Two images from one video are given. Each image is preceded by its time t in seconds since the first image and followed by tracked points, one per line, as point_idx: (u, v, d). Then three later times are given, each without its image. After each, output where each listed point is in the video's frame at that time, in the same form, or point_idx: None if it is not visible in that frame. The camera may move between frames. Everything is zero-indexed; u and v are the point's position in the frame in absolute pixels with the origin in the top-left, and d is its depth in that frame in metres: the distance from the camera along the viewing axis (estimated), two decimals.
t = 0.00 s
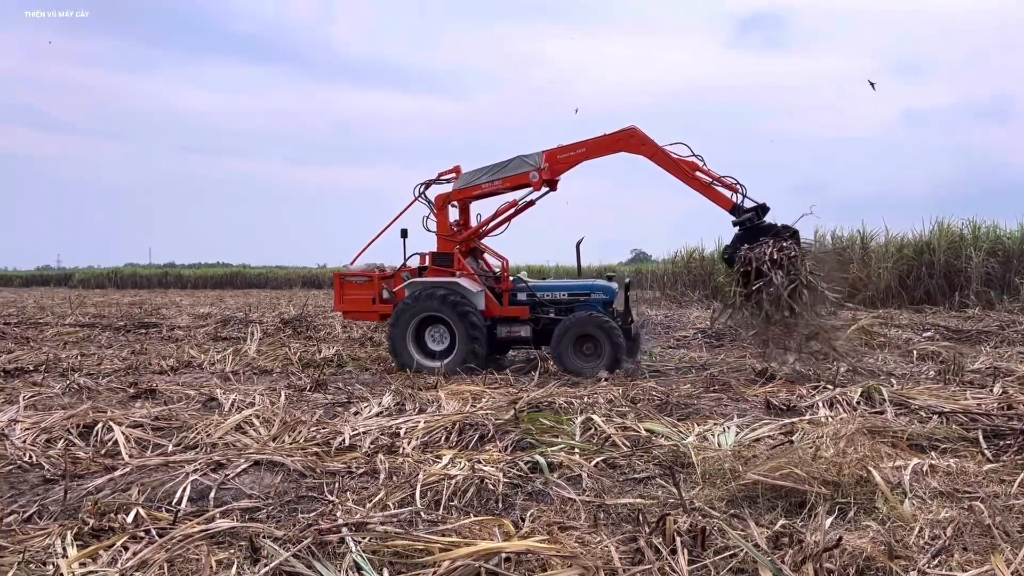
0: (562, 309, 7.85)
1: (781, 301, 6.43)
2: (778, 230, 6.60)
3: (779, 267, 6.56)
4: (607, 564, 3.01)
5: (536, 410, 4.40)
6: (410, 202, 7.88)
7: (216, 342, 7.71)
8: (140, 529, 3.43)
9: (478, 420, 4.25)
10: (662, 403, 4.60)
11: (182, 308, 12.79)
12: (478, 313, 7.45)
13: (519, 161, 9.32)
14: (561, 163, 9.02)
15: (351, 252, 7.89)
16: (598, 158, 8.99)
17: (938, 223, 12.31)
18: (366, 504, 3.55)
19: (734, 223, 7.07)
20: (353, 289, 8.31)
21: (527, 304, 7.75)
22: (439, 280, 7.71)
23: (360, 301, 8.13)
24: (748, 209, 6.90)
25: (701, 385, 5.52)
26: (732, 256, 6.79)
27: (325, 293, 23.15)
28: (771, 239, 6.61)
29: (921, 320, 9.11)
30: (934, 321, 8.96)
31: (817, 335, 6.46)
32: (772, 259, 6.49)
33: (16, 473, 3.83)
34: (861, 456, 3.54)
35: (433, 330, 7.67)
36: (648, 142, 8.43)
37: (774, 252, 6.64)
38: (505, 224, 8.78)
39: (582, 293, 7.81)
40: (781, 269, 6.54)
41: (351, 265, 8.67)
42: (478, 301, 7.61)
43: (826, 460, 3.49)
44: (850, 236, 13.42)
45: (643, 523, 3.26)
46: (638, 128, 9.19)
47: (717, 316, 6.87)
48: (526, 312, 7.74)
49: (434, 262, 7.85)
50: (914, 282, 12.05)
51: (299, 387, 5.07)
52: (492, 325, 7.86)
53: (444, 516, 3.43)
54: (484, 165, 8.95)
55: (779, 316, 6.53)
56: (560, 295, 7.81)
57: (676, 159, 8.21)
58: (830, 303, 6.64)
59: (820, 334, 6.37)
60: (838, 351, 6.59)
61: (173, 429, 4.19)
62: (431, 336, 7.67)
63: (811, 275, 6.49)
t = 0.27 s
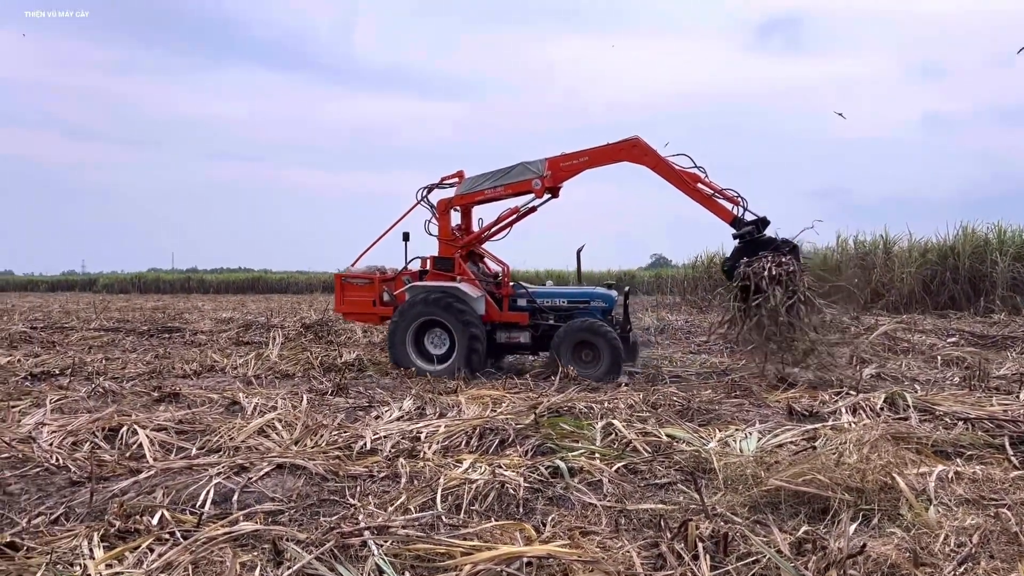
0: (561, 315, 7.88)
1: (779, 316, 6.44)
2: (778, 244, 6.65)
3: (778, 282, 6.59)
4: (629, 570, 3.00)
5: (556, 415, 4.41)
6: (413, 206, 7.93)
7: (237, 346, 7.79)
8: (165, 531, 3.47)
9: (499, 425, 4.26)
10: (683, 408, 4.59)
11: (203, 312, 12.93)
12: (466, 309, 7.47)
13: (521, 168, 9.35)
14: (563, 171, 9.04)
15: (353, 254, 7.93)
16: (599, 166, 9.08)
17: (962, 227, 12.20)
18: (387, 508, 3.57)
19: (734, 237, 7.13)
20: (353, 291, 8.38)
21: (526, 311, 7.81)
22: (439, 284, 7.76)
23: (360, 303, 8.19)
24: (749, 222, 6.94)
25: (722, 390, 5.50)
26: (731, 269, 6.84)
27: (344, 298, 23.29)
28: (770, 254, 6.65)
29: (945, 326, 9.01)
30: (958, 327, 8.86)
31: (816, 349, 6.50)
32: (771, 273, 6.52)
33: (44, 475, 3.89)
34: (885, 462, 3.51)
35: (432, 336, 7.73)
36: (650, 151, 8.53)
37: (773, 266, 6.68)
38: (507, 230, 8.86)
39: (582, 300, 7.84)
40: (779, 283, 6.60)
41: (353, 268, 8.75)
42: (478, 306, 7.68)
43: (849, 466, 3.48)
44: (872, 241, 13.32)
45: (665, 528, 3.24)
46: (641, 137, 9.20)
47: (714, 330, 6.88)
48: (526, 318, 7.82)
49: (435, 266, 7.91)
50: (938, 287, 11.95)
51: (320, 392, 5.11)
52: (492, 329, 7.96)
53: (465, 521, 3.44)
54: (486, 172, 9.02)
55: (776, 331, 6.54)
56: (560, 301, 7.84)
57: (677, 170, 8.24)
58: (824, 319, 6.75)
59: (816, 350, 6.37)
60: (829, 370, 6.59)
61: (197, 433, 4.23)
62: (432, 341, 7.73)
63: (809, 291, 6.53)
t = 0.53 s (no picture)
0: (562, 320, 7.92)
1: (781, 321, 6.52)
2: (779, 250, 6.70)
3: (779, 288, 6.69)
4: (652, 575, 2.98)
5: (577, 420, 4.41)
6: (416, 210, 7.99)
7: (257, 350, 7.86)
8: (189, 533, 3.50)
9: (520, 429, 4.27)
10: (706, 414, 4.58)
11: (224, 317, 13.07)
12: (458, 304, 7.59)
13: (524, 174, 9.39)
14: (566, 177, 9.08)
15: (355, 258, 7.98)
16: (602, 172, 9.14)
17: (988, 231, 12.07)
18: (409, 512, 3.58)
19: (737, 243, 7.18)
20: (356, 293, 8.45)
21: (527, 315, 7.85)
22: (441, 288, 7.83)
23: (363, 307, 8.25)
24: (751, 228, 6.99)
25: (745, 395, 5.47)
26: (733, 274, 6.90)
27: (363, 303, 23.42)
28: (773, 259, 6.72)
29: (971, 331, 8.90)
30: (984, 332, 8.74)
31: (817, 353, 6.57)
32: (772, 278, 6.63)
33: (70, 477, 3.94)
34: (911, 469, 3.48)
35: (434, 340, 7.77)
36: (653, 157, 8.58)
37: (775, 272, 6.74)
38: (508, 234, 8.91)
39: (584, 304, 7.85)
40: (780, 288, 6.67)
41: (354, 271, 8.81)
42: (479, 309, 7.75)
43: (875, 473, 3.44)
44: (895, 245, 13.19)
45: (688, 534, 3.22)
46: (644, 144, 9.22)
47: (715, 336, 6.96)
48: (527, 322, 7.85)
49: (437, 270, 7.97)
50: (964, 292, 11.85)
51: (342, 396, 5.14)
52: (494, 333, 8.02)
53: (487, 525, 3.43)
54: (490, 176, 9.08)
55: (776, 337, 6.61)
56: (561, 306, 7.87)
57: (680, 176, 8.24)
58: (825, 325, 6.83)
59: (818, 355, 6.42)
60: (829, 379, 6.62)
61: (221, 436, 4.27)
62: (434, 344, 7.77)
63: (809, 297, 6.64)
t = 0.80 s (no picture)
0: (565, 323, 8.08)
1: (785, 323, 6.53)
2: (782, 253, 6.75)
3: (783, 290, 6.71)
4: None
5: (600, 424, 4.41)
6: (422, 213, 8.09)
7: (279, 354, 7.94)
8: (216, 536, 3.53)
9: (543, 434, 4.27)
10: (730, 419, 4.57)
11: (246, 320, 13.20)
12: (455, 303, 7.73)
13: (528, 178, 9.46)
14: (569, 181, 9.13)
15: (361, 262, 8.07)
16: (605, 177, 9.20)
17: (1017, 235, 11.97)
18: (433, 515, 3.59)
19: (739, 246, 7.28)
20: (361, 295, 8.54)
21: (531, 317, 7.98)
22: (446, 290, 7.94)
23: (368, 309, 8.35)
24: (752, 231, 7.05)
25: (769, 401, 5.44)
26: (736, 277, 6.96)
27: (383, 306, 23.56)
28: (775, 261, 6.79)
29: (998, 335, 8.78)
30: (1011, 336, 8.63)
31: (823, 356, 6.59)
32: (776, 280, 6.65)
33: (98, 479, 3.99)
34: (940, 475, 3.44)
35: (438, 343, 7.83)
36: (657, 162, 8.63)
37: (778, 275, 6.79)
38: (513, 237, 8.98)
39: (587, 308, 7.99)
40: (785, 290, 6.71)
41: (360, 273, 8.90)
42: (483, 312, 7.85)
43: (903, 479, 3.41)
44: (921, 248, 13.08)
45: (714, 541, 3.20)
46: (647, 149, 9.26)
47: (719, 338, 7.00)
48: (531, 325, 7.98)
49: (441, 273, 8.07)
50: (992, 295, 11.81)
51: (365, 399, 5.18)
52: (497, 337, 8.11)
53: (511, 530, 3.43)
54: (495, 180, 9.14)
55: (781, 339, 6.62)
56: (565, 309, 8.02)
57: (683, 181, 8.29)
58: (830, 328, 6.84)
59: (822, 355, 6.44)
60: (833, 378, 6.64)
61: (246, 439, 4.31)
62: (437, 347, 7.85)
63: (813, 298, 6.65)
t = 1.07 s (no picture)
0: (568, 328, 8.09)
1: (782, 335, 6.65)
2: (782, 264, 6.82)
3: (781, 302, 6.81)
4: None
5: (623, 428, 4.41)
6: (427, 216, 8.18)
7: (300, 358, 8.02)
8: (242, 536, 3.57)
9: (565, 437, 4.29)
10: (754, 423, 4.56)
11: (267, 323, 13.32)
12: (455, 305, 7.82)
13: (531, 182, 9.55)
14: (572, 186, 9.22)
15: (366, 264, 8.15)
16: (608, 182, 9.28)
17: None
18: (456, 517, 3.61)
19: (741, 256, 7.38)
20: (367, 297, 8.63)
21: (533, 322, 8.04)
22: (449, 293, 8.04)
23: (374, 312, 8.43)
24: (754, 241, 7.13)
25: (793, 405, 5.42)
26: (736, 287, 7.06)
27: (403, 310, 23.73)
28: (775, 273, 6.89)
29: None
30: None
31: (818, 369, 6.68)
32: (774, 292, 6.75)
33: (126, 480, 4.05)
34: (967, 480, 3.41)
35: (441, 347, 7.94)
36: (660, 168, 8.70)
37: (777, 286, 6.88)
38: (516, 241, 9.06)
39: (588, 313, 8.00)
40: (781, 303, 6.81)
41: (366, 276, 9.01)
42: (486, 315, 7.93)
43: (929, 484, 3.39)
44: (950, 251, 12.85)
45: (738, 545, 3.19)
46: (650, 154, 9.32)
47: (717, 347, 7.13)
48: (532, 329, 8.04)
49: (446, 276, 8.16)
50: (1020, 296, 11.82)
51: (388, 402, 5.22)
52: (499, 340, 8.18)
53: (533, 532, 3.44)
54: (499, 184, 9.23)
55: (777, 350, 6.76)
56: (567, 314, 8.05)
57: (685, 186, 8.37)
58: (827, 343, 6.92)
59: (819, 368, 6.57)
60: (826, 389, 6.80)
61: (271, 441, 4.36)
62: (440, 351, 7.96)
63: (810, 311, 6.78)
